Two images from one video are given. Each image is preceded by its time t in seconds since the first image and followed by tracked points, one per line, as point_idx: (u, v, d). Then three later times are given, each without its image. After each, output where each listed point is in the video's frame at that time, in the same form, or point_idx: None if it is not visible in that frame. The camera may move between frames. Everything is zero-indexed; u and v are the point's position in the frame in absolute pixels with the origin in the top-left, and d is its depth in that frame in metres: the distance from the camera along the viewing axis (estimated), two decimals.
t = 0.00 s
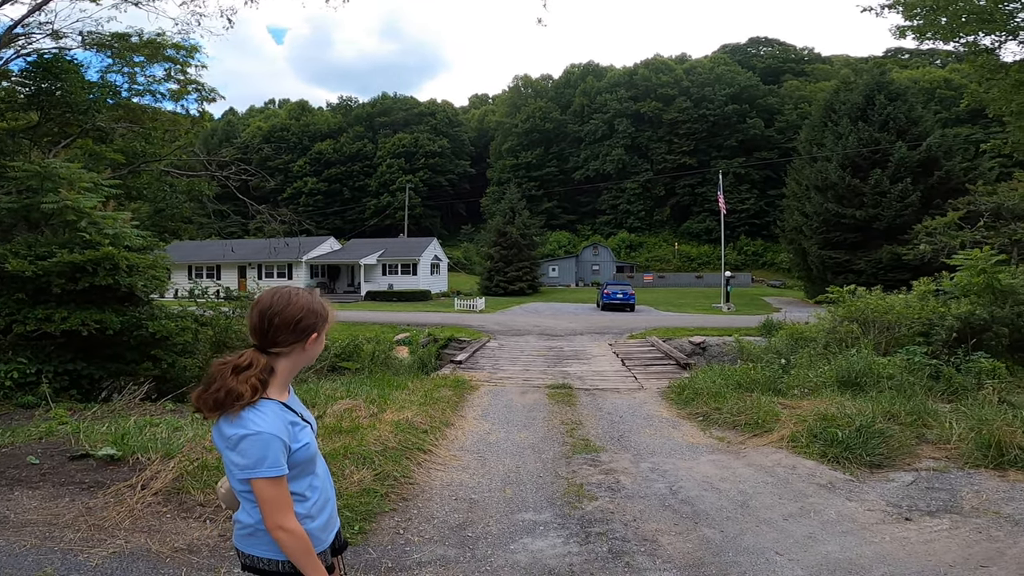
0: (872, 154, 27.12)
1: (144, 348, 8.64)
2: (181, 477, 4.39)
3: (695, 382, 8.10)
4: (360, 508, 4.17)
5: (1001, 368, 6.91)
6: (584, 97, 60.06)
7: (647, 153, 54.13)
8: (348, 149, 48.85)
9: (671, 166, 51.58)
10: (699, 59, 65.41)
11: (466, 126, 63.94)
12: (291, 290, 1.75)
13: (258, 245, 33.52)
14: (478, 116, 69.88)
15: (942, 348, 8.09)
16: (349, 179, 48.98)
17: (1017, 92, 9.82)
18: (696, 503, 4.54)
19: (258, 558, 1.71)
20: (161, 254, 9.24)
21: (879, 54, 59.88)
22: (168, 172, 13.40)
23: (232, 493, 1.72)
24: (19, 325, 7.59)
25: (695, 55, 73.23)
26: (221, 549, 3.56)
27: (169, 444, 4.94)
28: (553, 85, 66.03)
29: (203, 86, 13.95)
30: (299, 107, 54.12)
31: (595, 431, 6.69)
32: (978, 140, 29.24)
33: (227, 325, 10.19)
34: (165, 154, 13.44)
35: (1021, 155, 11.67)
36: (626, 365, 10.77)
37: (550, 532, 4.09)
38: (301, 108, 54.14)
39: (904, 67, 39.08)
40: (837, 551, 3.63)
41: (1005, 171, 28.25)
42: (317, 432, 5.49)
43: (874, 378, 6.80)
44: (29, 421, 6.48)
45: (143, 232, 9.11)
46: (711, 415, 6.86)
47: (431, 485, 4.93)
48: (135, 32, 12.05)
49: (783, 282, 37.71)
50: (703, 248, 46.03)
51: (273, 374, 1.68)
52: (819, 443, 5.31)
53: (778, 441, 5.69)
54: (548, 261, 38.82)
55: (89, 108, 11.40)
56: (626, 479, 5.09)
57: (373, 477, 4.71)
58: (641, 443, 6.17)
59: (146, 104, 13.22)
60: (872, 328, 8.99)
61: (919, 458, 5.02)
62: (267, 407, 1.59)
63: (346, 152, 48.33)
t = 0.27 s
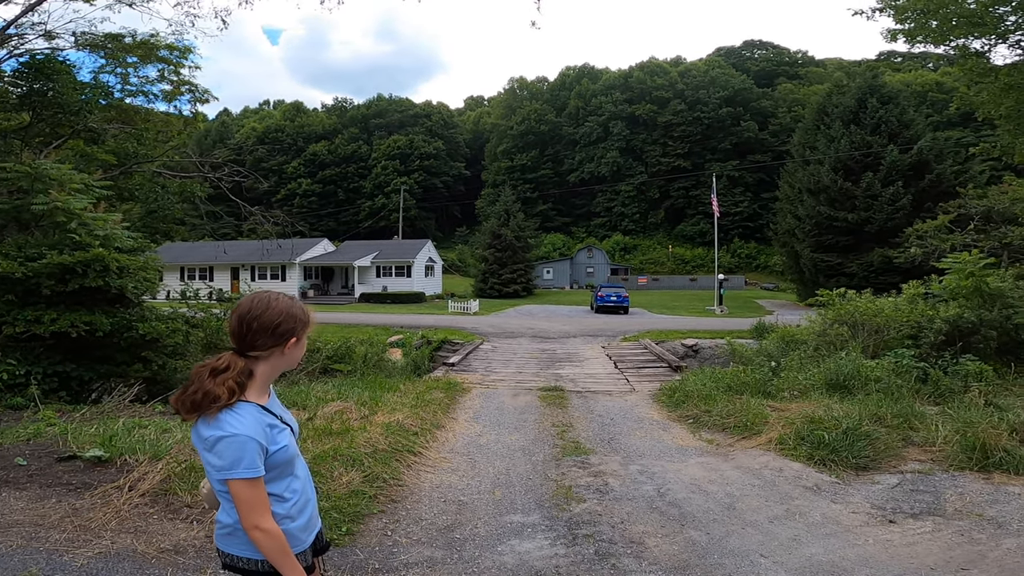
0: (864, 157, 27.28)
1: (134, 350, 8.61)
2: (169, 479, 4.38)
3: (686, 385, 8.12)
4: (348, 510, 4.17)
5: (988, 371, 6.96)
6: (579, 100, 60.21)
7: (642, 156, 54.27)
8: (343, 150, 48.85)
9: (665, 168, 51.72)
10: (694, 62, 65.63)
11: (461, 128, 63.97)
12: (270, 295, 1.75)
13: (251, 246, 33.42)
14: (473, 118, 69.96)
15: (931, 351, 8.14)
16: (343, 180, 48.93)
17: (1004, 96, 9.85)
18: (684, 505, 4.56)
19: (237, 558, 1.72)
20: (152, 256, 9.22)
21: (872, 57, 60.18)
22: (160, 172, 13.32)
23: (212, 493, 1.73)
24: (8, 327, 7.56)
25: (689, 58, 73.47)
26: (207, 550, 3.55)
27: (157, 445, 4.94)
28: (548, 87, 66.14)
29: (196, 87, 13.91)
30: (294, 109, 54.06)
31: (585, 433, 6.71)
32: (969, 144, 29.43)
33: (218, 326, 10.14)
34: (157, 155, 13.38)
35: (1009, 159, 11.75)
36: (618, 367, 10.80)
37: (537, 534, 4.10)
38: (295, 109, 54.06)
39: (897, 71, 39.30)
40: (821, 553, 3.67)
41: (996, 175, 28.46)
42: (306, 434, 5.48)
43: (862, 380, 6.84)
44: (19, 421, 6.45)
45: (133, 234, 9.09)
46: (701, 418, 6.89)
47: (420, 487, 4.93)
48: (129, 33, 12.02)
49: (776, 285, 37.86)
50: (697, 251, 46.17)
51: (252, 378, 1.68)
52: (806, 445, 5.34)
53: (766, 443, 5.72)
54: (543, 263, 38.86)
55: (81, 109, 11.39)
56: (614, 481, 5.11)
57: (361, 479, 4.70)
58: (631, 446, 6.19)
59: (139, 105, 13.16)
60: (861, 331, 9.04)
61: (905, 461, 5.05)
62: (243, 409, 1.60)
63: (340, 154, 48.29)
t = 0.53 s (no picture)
0: (856, 160, 27.43)
1: (124, 351, 8.58)
2: (155, 479, 4.36)
3: (676, 386, 8.15)
4: (334, 511, 4.16)
5: (974, 372, 7.02)
6: (575, 101, 60.34)
7: (637, 158, 54.39)
8: (337, 151, 48.81)
9: (660, 170, 51.85)
10: (689, 65, 65.89)
11: (457, 129, 64.01)
12: (244, 297, 1.76)
13: (244, 247, 33.33)
14: (469, 120, 70.01)
15: (919, 352, 8.18)
16: (338, 181, 48.88)
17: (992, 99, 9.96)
18: (670, 507, 4.58)
19: (213, 556, 1.72)
20: (142, 256, 9.19)
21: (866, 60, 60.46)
22: (152, 173, 13.27)
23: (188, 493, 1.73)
24: None
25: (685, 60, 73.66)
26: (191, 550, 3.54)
27: (144, 446, 4.92)
28: (544, 88, 66.22)
29: (189, 88, 13.88)
30: (289, 109, 54.00)
31: (575, 435, 6.72)
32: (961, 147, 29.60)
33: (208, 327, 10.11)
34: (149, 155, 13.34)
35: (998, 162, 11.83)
36: (610, 369, 10.82)
37: (523, 535, 4.10)
38: (291, 110, 54.00)
39: (890, 73, 39.50)
40: (804, 555, 3.68)
41: (987, 177, 28.65)
42: (295, 435, 5.48)
43: (850, 382, 6.87)
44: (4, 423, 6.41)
45: (124, 235, 9.07)
46: (691, 420, 6.91)
47: (408, 488, 4.92)
48: (122, 34, 11.99)
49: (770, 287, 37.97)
50: (692, 253, 46.29)
51: (227, 379, 1.69)
52: (793, 447, 5.37)
53: (754, 445, 5.74)
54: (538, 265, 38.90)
55: (72, 110, 11.45)
56: (602, 483, 5.12)
57: (349, 480, 4.70)
58: (620, 447, 6.21)
59: (132, 105, 13.14)
60: (850, 333, 9.09)
61: (891, 462, 5.08)
62: (218, 410, 1.60)
63: (335, 155, 48.24)
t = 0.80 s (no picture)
0: (848, 162, 27.57)
1: (113, 351, 8.54)
2: (141, 479, 4.35)
3: (667, 387, 8.17)
4: (321, 510, 4.16)
5: (961, 374, 7.07)
6: (570, 102, 60.40)
7: (632, 159, 54.49)
8: (332, 151, 48.72)
9: (655, 171, 51.96)
10: (685, 66, 66.06)
11: (453, 130, 64.01)
12: (221, 297, 1.76)
13: (237, 247, 33.22)
14: (465, 120, 70.04)
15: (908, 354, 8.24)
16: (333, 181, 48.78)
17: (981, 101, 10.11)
18: (657, 507, 4.59)
19: (191, 553, 1.71)
20: (132, 256, 9.15)
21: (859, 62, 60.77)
22: (143, 172, 13.20)
23: (165, 490, 1.73)
24: None
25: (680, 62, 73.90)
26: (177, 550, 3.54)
27: (130, 446, 4.91)
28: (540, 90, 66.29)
29: (182, 87, 13.81)
30: (284, 109, 53.90)
31: (566, 435, 6.72)
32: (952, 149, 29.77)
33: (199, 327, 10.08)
34: (141, 155, 13.28)
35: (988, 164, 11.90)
36: (602, 370, 10.84)
37: (510, 535, 4.11)
38: (286, 109, 53.90)
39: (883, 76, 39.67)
40: (788, 556, 3.70)
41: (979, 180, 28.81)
42: (283, 434, 5.47)
43: (838, 383, 6.91)
44: None
45: (114, 234, 9.03)
46: (680, 421, 6.94)
47: (397, 488, 4.92)
48: (115, 32, 11.88)
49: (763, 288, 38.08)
50: (686, 254, 46.41)
51: (203, 377, 1.69)
52: (780, 448, 5.40)
53: (743, 446, 5.77)
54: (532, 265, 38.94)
55: (63, 109, 11.61)
56: (590, 483, 5.13)
57: (336, 479, 4.70)
58: (610, 448, 6.22)
59: (124, 104, 13.08)
60: (840, 335, 9.14)
61: (876, 463, 5.11)
62: (193, 408, 1.61)
63: (330, 155, 48.17)
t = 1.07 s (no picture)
0: (836, 163, 27.79)
1: (97, 349, 8.47)
2: (123, 477, 4.33)
3: (654, 387, 8.22)
4: (305, 509, 4.15)
5: (942, 374, 7.17)
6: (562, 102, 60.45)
7: (623, 160, 54.63)
8: (322, 150, 48.51)
9: (646, 172, 52.13)
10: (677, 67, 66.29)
11: (444, 129, 63.92)
12: (198, 294, 1.76)
13: (225, 245, 33.01)
14: (457, 120, 69.98)
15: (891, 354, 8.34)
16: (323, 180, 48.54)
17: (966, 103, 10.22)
18: (642, 506, 4.62)
19: (166, 549, 1.71)
20: (117, 254, 9.08)
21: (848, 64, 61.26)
22: (130, 170, 13.05)
23: (142, 486, 1.74)
24: None
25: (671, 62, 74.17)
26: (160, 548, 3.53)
27: (113, 445, 4.88)
28: (532, 89, 66.29)
29: (170, 85, 13.70)
30: (274, 107, 53.65)
31: (553, 435, 6.74)
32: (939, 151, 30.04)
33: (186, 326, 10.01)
34: (127, 152, 13.15)
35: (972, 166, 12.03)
36: (591, 369, 10.87)
37: (495, 534, 4.12)
38: (276, 107, 53.64)
39: (872, 77, 39.91)
40: (770, 555, 3.74)
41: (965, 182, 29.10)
42: (269, 433, 5.46)
43: (822, 383, 6.98)
44: None
45: (98, 232, 8.95)
46: (667, 420, 6.98)
47: (382, 487, 4.92)
48: (102, 29, 11.76)
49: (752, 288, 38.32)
50: (675, 254, 46.61)
51: (179, 374, 1.69)
52: (764, 447, 5.45)
53: (728, 445, 5.81)
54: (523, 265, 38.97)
55: (49, 106, 11.76)
56: (576, 482, 5.16)
57: (322, 478, 4.69)
58: (597, 447, 6.24)
59: (111, 102, 13.02)
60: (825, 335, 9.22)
61: (858, 463, 5.17)
62: (169, 405, 1.61)
63: (320, 153, 47.96)
